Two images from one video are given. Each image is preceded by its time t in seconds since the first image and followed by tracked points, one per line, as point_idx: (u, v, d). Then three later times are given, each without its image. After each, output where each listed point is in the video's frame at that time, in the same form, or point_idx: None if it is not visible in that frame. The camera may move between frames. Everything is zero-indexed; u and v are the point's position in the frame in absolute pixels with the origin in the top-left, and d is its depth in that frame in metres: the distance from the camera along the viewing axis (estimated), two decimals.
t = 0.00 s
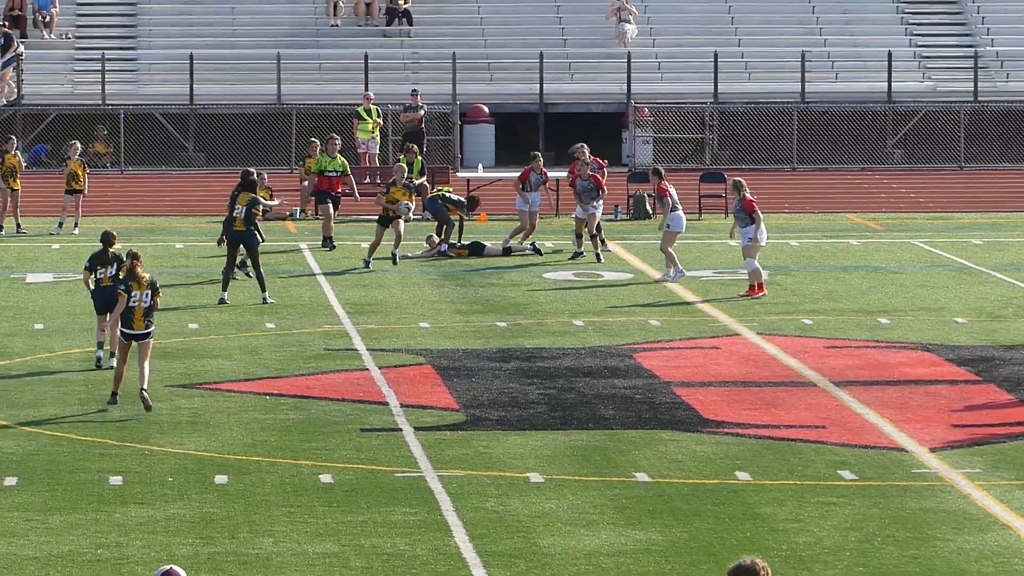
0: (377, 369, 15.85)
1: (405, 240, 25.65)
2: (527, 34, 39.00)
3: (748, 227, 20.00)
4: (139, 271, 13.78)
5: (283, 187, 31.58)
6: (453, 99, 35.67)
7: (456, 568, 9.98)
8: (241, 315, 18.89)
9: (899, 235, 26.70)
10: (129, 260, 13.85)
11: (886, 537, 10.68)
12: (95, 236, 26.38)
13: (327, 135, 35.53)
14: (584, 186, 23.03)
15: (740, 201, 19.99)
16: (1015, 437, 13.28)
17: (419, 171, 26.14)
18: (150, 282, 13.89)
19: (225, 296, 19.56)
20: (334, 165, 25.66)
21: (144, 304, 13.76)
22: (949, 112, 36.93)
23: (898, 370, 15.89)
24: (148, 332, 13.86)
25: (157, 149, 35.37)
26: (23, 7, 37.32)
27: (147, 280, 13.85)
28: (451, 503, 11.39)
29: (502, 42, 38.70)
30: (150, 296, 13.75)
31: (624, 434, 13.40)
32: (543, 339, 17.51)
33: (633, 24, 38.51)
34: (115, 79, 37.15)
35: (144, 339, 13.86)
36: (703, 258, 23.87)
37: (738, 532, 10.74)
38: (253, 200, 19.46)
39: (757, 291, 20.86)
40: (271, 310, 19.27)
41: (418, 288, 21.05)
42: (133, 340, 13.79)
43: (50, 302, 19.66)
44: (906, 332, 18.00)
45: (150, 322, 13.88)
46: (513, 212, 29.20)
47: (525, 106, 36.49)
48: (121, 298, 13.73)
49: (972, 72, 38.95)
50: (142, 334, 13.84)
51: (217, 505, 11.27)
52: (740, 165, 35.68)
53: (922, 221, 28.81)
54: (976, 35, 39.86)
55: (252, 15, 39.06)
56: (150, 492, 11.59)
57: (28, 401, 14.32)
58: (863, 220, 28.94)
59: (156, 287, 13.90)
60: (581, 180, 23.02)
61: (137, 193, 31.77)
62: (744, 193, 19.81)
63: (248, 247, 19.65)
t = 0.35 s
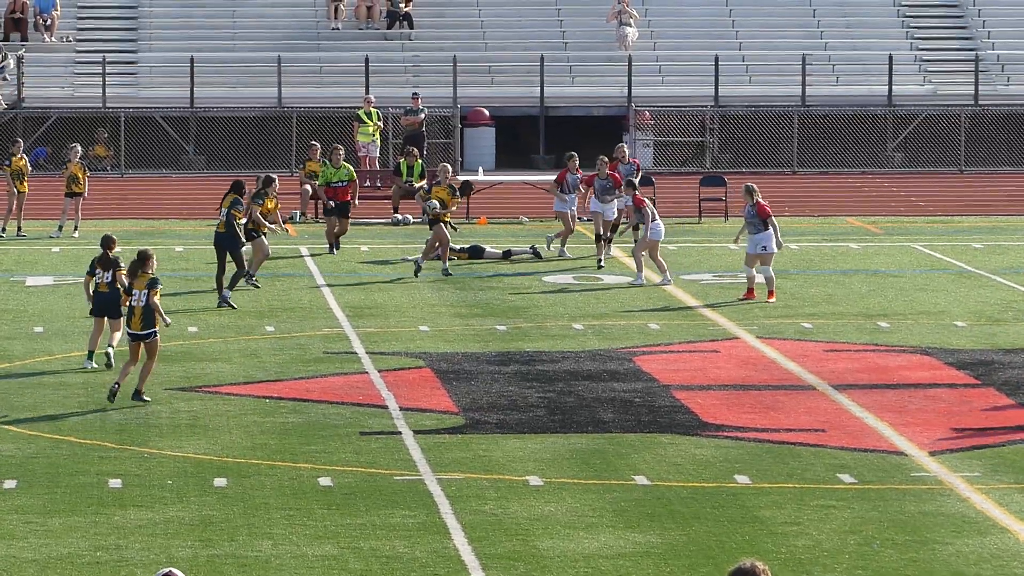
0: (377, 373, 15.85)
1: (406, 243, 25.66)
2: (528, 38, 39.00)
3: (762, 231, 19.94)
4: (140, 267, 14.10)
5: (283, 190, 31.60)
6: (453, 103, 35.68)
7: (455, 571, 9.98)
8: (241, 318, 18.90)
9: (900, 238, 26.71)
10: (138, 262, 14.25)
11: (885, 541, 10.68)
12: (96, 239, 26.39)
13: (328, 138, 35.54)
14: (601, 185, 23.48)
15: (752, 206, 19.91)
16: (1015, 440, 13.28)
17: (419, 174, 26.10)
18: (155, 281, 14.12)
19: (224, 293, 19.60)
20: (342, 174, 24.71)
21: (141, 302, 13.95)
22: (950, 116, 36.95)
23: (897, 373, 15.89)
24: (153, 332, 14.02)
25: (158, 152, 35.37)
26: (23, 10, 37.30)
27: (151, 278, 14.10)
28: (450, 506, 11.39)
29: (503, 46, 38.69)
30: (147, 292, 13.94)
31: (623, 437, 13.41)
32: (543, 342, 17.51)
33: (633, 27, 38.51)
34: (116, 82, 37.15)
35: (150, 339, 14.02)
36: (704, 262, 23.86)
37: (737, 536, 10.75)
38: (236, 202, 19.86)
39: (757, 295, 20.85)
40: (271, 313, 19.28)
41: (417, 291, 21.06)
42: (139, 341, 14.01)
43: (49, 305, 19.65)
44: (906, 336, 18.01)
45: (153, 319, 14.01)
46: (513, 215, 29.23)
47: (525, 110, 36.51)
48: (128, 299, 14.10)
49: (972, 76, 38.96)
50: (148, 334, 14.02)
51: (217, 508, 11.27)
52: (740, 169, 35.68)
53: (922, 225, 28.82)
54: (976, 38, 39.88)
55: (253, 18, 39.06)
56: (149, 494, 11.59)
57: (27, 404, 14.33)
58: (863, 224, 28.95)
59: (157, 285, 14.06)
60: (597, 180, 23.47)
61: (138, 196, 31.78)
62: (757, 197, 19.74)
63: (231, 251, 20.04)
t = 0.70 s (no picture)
0: (377, 375, 15.85)
1: (406, 246, 25.66)
2: (528, 41, 39.00)
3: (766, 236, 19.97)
4: (184, 286, 14.10)
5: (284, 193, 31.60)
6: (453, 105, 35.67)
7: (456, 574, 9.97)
8: (241, 320, 18.89)
9: (900, 241, 26.70)
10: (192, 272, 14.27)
11: (885, 544, 10.67)
12: (96, 241, 26.38)
13: (328, 140, 35.53)
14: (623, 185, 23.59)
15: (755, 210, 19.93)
16: (1015, 444, 13.28)
17: (420, 176, 26.08)
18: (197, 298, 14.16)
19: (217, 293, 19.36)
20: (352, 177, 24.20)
21: (176, 316, 14.10)
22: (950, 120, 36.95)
23: (898, 377, 15.89)
24: (181, 345, 14.22)
25: (158, 153, 35.38)
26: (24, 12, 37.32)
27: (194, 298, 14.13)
28: (450, 509, 11.39)
29: (503, 48, 38.68)
30: (182, 312, 14.05)
31: (623, 440, 13.40)
32: (543, 344, 17.51)
33: (633, 30, 38.56)
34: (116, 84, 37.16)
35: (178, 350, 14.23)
36: (704, 264, 23.86)
37: (738, 539, 10.74)
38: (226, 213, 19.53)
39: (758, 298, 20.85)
40: (271, 315, 19.27)
41: (418, 294, 21.05)
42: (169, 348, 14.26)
43: (49, 307, 19.64)
44: (906, 339, 18.01)
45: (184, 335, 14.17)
46: (513, 218, 29.23)
47: (526, 112, 36.52)
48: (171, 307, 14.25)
49: (972, 79, 38.95)
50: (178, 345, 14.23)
51: (216, 511, 11.26)
52: (740, 172, 35.68)
53: (922, 228, 28.82)
54: (977, 41, 39.87)
55: (253, 20, 39.07)
56: (149, 497, 11.58)
57: (27, 407, 14.32)
58: (864, 226, 28.95)
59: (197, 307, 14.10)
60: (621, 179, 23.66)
61: (138, 197, 31.79)
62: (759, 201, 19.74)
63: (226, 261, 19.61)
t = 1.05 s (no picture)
0: (377, 379, 15.86)
1: (406, 250, 25.69)
2: (528, 46, 39.02)
3: (759, 246, 19.92)
4: (260, 276, 14.37)
5: (283, 198, 31.62)
6: (453, 110, 35.71)
7: None
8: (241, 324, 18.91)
9: (899, 247, 26.72)
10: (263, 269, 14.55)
11: (885, 549, 10.69)
12: (96, 246, 26.41)
13: (327, 145, 35.55)
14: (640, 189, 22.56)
15: (743, 223, 19.92)
16: (1014, 448, 13.29)
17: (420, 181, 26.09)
18: (270, 291, 14.38)
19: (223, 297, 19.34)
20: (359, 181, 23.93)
21: (253, 306, 14.24)
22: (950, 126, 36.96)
23: (897, 381, 15.90)
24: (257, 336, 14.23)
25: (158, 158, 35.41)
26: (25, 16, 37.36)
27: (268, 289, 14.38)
28: (450, 512, 11.40)
29: (503, 53, 38.70)
30: (258, 299, 14.24)
31: (623, 444, 13.41)
32: (542, 349, 17.52)
33: (633, 36, 38.54)
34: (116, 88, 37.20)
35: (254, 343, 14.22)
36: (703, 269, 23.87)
37: (738, 543, 10.76)
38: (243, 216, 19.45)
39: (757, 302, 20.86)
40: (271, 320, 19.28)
41: (417, 298, 21.07)
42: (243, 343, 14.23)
43: (49, 311, 19.65)
44: (905, 344, 18.02)
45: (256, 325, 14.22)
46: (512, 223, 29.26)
47: (525, 117, 36.57)
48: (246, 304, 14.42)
49: (972, 85, 38.97)
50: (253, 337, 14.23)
51: (216, 514, 11.27)
52: (739, 177, 35.70)
53: (921, 233, 28.85)
54: (977, 47, 39.90)
55: (253, 25, 39.10)
56: (149, 501, 11.59)
57: (27, 410, 14.34)
58: (863, 232, 28.98)
59: (272, 296, 14.29)
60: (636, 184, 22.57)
61: (137, 202, 31.82)
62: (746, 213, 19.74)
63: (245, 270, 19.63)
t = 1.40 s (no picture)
0: (379, 382, 15.85)
1: (408, 253, 25.68)
2: (529, 48, 39.02)
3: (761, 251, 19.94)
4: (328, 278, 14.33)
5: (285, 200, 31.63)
6: (454, 112, 35.72)
7: None
8: (243, 327, 18.91)
9: (902, 249, 26.71)
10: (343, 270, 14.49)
11: (887, 551, 10.67)
12: (99, 248, 26.41)
13: (329, 147, 35.54)
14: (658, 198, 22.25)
15: (751, 224, 19.88)
16: (1016, 451, 13.27)
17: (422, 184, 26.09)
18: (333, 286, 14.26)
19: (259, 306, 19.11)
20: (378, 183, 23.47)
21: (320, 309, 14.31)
22: (951, 128, 36.94)
23: (899, 384, 15.88)
24: (319, 335, 14.10)
25: (159, 160, 35.42)
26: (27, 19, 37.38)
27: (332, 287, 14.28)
28: (452, 515, 11.39)
29: (505, 56, 38.69)
30: (324, 301, 14.21)
31: (625, 447, 13.40)
32: (544, 351, 17.51)
33: (634, 38, 38.58)
34: (117, 91, 37.20)
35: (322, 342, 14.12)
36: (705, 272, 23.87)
37: (740, 546, 10.74)
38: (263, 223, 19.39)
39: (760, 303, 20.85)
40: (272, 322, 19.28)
41: (419, 301, 21.06)
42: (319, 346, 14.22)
43: (52, 314, 19.66)
44: (908, 346, 18.01)
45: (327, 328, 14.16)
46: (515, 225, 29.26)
47: (526, 120, 36.58)
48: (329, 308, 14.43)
49: (973, 87, 38.95)
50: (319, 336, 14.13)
51: (217, 517, 11.27)
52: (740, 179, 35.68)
53: (924, 236, 28.83)
54: (978, 49, 39.87)
55: (255, 28, 39.10)
56: (151, 504, 11.59)
57: (29, 413, 14.34)
58: (866, 234, 28.96)
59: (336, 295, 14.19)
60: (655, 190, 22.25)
61: (140, 204, 31.83)
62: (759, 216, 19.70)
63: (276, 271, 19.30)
